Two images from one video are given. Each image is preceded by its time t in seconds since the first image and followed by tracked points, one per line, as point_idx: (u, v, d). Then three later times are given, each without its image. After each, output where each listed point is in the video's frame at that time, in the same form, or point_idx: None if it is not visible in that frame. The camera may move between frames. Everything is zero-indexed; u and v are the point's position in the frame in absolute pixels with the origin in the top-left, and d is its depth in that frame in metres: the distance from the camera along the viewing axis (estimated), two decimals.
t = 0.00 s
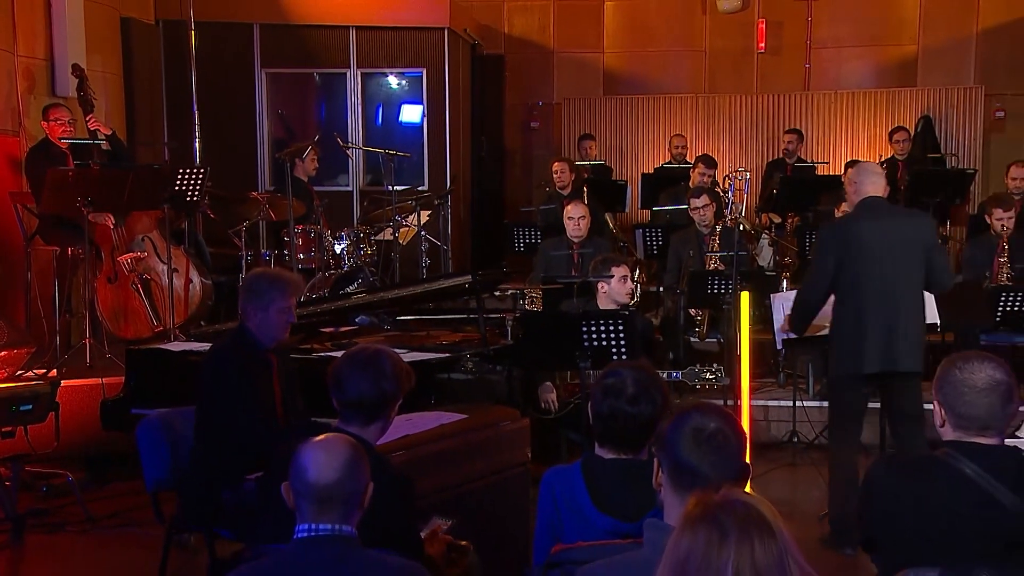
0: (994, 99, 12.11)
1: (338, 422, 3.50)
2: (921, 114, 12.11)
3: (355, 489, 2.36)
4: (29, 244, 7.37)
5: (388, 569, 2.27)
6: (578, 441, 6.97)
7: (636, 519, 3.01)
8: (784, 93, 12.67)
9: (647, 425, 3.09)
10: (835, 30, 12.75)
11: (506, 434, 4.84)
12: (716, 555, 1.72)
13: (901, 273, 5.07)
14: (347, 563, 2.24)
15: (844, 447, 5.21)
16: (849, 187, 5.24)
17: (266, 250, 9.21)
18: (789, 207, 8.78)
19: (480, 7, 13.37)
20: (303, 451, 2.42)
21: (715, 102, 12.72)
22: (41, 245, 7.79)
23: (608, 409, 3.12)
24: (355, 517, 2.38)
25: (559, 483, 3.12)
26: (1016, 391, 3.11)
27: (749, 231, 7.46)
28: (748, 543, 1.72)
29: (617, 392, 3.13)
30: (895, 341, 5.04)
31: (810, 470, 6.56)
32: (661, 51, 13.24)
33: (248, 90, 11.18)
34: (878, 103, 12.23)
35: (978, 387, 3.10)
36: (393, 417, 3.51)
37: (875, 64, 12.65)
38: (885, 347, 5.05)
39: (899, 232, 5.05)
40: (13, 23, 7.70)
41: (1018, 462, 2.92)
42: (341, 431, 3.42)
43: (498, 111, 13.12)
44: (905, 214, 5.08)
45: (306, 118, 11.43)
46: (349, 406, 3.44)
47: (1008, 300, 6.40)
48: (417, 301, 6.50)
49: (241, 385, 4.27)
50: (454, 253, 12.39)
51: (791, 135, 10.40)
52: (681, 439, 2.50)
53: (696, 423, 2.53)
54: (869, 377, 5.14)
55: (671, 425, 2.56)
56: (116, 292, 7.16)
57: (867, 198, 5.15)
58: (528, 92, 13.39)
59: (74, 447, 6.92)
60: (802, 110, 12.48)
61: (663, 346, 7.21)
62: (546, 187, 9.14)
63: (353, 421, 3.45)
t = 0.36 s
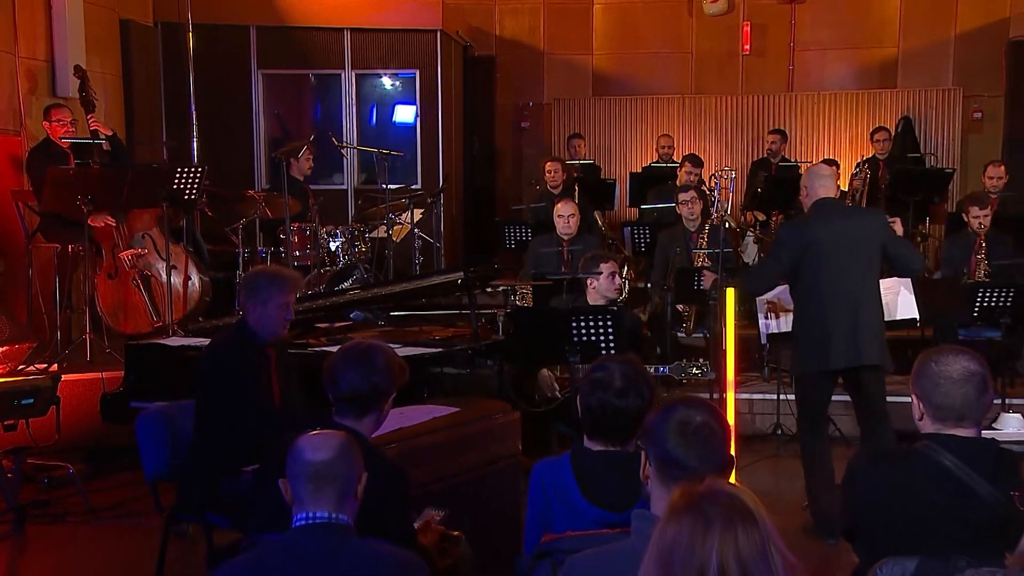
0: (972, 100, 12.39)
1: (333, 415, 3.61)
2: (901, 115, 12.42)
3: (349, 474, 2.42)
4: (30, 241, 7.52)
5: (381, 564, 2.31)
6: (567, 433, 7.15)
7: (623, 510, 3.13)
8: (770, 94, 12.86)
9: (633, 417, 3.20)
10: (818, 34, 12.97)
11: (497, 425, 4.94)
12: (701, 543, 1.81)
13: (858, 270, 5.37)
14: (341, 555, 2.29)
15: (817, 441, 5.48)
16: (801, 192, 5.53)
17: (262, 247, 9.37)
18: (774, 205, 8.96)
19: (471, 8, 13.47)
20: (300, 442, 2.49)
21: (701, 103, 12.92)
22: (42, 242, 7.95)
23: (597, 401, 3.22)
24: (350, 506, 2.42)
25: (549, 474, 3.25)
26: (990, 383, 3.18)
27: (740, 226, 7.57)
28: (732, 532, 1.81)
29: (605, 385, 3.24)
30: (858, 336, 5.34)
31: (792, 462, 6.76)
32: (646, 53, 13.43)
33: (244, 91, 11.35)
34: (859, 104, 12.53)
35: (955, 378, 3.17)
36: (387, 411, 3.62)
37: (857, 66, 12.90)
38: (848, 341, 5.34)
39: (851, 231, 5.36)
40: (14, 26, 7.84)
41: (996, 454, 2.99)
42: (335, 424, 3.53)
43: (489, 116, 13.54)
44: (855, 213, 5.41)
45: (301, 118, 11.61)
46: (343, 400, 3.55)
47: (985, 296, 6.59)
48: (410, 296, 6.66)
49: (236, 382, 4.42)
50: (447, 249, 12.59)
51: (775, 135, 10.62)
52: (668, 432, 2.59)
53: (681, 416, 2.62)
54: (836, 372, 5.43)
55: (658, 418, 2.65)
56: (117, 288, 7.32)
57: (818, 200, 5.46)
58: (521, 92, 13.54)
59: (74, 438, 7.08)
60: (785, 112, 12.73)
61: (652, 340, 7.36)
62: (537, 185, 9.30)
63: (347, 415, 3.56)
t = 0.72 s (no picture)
0: (949, 102, 12.68)
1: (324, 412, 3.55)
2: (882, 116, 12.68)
3: (341, 465, 2.45)
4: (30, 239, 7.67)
5: (372, 552, 2.28)
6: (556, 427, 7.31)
7: (611, 502, 3.17)
8: (752, 97, 13.17)
9: (621, 411, 3.22)
10: (799, 37, 13.41)
11: (488, 418, 5.02)
12: (685, 534, 1.91)
13: (831, 263, 5.60)
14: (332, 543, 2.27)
15: (799, 434, 5.66)
16: (778, 187, 5.70)
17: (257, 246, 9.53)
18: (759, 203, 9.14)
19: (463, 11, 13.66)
20: (293, 437, 2.52)
21: (686, 104, 13.22)
22: (42, 241, 8.10)
23: (584, 396, 3.25)
24: (342, 499, 2.43)
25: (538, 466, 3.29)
26: (967, 375, 3.30)
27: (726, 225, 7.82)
28: (715, 522, 1.91)
29: (592, 378, 3.26)
30: (835, 331, 5.54)
31: (776, 455, 6.93)
32: (633, 55, 13.73)
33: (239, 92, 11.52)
34: (840, 106, 12.80)
35: (933, 370, 3.28)
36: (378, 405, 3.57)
37: (836, 69, 13.29)
38: (825, 334, 5.53)
39: (826, 226, 5.58)
40: (14, 28, 7.99)
41: (970, 444, 3.04)
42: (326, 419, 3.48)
43: (480, 116, 13.74)
44: (831, 208, 5.62)
45: (296, 118, 11.77)
46: (334, 395, 3.51)
47: (963, 292, 6.77)
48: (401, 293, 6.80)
49: (233, 372, 4.55)
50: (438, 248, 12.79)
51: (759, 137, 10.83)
52: (652, 425, 2.56)
53: (666, 407, 2.58)
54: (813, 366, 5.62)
55: (642, 410, 2.62)
56: (115, 285, 7.49)
57: (796, 195, 5.62)
58: (511, 94, 13.74)
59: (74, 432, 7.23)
60: (768, 113, 13.05)
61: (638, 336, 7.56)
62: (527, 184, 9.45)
63: (339, 409, 3.51)
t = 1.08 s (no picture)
0: (927, 105, 12.97)
1: (320, 406, 3.69)
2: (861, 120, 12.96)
3: (336, 463, 2.55)
4: (30, 237, 7.82)
5: (365, 542, 2.41)
6: (546, 421, 7.48)
7: (599, 494, 3.25)
8: (736, 99, 13.37)
9: (606, 405, 3.32)
10: (782, 41, 13.63)
11: (478, 414, 5.14)
12: (669, 525, 1.85)
13: (810, 259, 5.80)
14: (326, 530, 2.39)
15: (781, 424, 5.87)
16: (760, 185, 5.88)
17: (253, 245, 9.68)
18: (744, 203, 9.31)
19: (452, 15, 13.94)
20: (288, 432, 2.62)
21: (671, 106, 13.44)
22: (41, 240, 8.26)
23: (570, 391, 3.35)
24: (336, 493, 2.55)
25: (527, 460, 3.38)
26: (941, 369, 3.44)
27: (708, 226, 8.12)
28: (698, 514, 1.84)
29: (578, 374, 3.37)
30: (808, 323, 5.77)
31: (759, 447, 7.15)
32: (620, 59, 14.00)
33: (234, 94, 11.71)
34: (821, 109, 13.05)
35: (910, 364, 3.43)
36: (371, 400, 3.69)
37: (818, 72, 13.54)
38: (801, 327, 5.76)
39: (806, 222, 5.77)
40: (14, 32, 8.14)
41: (949, 437, 3.13)
42: (321, 413, 3.60)
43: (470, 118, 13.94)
44: (811, 204, 5.80)
45: (291, 120, 11.93)
46: (328, 389, 3.64)
47: (939, 290, 6.91)
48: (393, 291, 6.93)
49: (227, 368, 4.52)
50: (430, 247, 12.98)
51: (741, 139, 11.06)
52: (638, 421, 2.70)
53: (653, 405, 2.73)
54: (790, 357, 5.85)
55: (629, 406, 2.75)
56: (113, 283, 7.64)
57: (778, 192, 5.81)
58: (500, 97, 14.03)
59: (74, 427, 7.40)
60: (750, 116, 13.25)
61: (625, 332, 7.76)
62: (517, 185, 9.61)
63: (333, 403, 3.64)
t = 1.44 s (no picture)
0: (901, 109, 13.26)
1: (310, 402, 3.83)
2: (838, 122, 13.15)
3: (325, 464, 2.62)
4: (26, 238, 7.98)
5: (353, 538, 2.49)
6: (531, 417, 7.66)
7: (583, 487, 3.31)
8: (717, 103, 13.60)
9: (591, 402, 3.34)
10: (761, 47, 13.91)
11: (464, 411, 5.30)
12: (649, 519, 1.94)
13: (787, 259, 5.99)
14: (314, 527, 2.47)
15: (760, 420, 6.05)
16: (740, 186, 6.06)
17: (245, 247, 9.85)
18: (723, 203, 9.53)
19: (441, 21, 14.14)
20: (276, 428, 2.66)
21: (654, 110, 13.67)
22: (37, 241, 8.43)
23: (556, 388, 3.36)
24: (323, 489, 2.64)
25: (513, 455, 3.45)
26: (916, 366, 3.60)
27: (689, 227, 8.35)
28: (679, 507, 1.94)
29: (563, 371, 3.40)
30: (786, 323, 5.96)
31: (740, 442, 7.34)
32: (605, 64, 14.25)
33: (226, 97, 11.86)
34: (800, 110, 13.23)
35: (884, 361, 3.59)
36: (360, 396, 3.84)
37: (797, 77, 13.84)
38: (779, 326, 5.95)
39: (783, 223, 5.97)
40: (10, 38, 8.27)
41: (922, 432, 3.33)
42: (311, 409, 3.75)
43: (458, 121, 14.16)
44: (787, 207, 6.00)
45: (282, 123, 12.11)
46: (317, 387, 3.77)
47: (913, 289, 7.22)
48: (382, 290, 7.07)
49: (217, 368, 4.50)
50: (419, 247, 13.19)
51: (720, 143, 11.31)
52: (621, 415, 2.77)
53: (635, 400, 2.79)
54: (768, 355, 6.04)
55: (612, 401, 2.82)
56: (108, 284, 7.75)
57: (756, 193, 6.00)
58: (487, 101, 14.25)
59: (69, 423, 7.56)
60: (730, 120, 13.49)
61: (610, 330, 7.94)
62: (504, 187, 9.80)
63: (322, 400, 3.78)
